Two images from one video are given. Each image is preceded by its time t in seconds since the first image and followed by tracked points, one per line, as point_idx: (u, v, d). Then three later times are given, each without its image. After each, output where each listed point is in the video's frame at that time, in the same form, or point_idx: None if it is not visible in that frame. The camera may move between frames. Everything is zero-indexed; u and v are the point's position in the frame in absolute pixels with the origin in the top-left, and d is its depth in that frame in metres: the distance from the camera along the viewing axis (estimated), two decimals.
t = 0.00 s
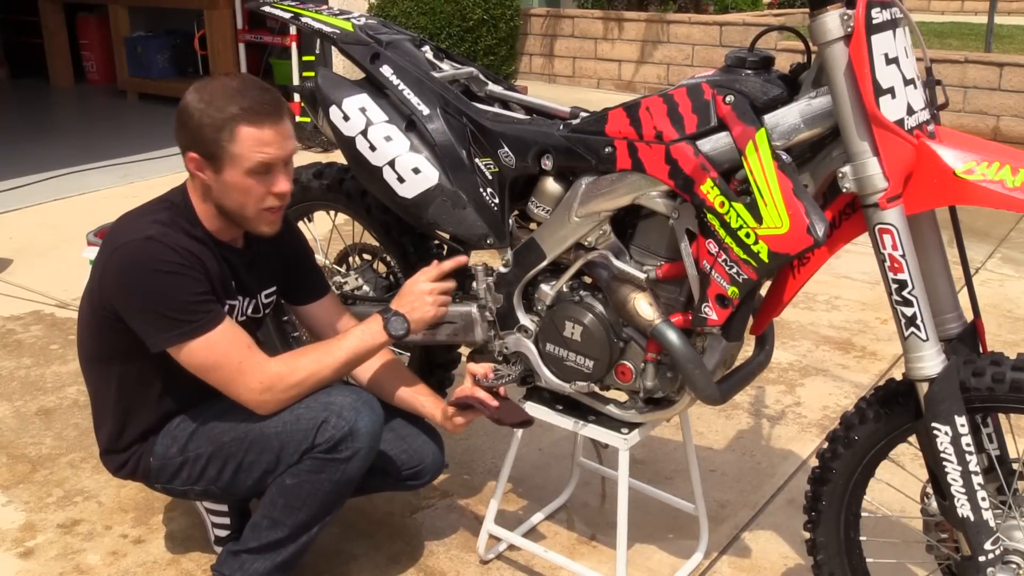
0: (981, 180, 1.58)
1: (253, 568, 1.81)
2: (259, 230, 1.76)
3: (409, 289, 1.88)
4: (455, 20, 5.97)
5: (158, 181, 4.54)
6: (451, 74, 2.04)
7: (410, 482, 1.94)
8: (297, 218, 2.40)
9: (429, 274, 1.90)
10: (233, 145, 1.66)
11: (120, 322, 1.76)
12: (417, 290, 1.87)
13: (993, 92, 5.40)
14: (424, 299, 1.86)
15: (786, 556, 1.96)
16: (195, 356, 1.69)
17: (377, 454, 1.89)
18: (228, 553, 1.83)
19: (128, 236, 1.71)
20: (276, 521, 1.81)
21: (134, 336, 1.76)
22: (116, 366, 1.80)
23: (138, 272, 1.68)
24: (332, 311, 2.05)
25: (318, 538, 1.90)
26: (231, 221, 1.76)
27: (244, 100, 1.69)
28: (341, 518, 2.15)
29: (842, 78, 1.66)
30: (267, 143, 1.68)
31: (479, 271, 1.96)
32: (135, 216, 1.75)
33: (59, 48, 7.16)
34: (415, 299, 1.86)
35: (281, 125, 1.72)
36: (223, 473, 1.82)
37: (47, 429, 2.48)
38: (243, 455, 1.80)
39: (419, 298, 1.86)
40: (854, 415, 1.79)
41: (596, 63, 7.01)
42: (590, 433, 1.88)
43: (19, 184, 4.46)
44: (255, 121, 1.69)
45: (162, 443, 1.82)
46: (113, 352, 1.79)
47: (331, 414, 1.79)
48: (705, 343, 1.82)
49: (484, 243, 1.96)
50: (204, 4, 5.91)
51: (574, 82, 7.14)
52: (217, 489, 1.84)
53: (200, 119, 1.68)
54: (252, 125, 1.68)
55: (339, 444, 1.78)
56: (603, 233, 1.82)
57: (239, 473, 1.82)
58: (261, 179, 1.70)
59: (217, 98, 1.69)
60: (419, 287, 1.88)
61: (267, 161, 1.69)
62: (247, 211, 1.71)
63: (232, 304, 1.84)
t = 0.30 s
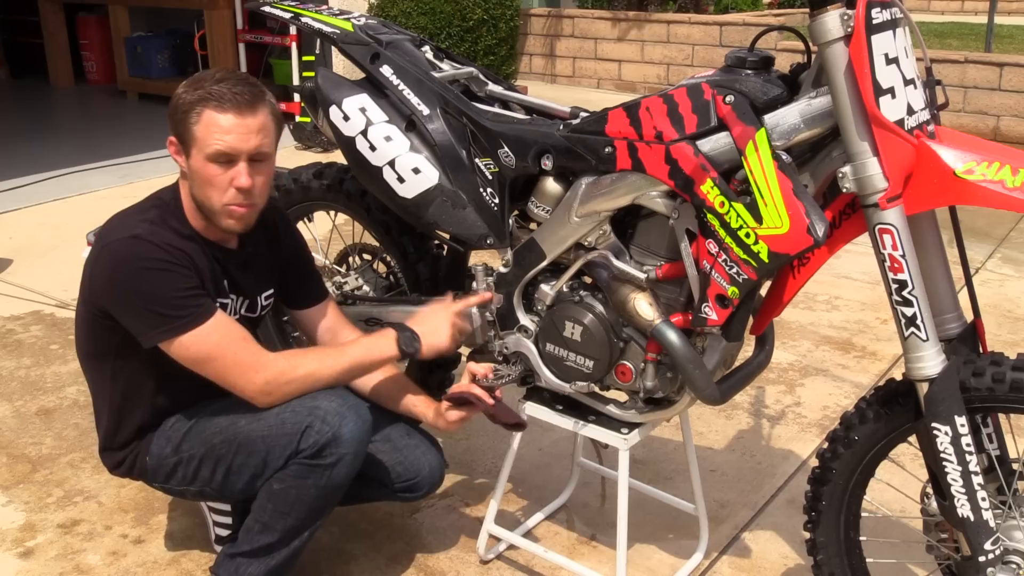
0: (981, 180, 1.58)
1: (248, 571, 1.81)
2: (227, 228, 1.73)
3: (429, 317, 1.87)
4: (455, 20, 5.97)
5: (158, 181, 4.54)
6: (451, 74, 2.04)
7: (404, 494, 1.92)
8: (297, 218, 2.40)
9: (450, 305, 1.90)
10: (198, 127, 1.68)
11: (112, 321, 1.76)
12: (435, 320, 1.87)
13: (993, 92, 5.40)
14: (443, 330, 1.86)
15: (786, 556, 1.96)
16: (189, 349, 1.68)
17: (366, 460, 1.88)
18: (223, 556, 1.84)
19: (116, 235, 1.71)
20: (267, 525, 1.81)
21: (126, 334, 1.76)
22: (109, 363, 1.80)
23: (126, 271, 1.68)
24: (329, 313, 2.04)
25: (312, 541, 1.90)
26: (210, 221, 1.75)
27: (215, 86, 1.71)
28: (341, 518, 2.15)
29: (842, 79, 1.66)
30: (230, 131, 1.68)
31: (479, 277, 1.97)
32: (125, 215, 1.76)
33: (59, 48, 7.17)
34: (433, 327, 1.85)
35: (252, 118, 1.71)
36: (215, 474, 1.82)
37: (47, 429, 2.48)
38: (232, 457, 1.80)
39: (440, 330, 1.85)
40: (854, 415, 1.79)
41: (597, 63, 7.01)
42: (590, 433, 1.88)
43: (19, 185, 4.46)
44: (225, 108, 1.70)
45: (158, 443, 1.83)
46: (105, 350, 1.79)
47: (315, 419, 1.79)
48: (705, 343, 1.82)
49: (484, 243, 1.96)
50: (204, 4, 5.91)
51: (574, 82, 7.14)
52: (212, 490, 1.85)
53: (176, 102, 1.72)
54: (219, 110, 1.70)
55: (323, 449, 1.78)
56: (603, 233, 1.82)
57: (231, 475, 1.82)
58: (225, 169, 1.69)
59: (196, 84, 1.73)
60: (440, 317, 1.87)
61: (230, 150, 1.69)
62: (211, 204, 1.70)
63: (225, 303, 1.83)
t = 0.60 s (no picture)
0: (981, 180, 1.58)
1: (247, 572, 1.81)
2: (223, 229, 1.73)
3: (429, 320, 1.89)
4: (455, 20, 5.96)
5: (158, 181, 4.54)
6: (452, 74, 2.04)
7: (405, 492, 1.91)
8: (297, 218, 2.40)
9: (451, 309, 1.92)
10: (194, 128, 1.69)
11: (109, 326, 1.76)
12: (436, 324, 1.88)
13: (993, 92, 5.40)
14: (444, 334, 1.87)
15: (786, 556, 1.96)
16: (187, 353, 1.69)
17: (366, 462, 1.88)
18: (223, 557, 1.84)
19: (111, 241, 1.71)
20: (266, 527, 1.81)
21: (123, 339, 1.76)
22: (107, 368, 1.80)
23: (122, 277, 1.68)
24: (325, 317, 2.04)
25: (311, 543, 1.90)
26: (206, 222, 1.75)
27: (210, 87, 1.71)
28: (341, 518, 2.15)
29: (842, 78, 1.66)
30: (225, 131, 1.69)
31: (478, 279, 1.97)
32: (122, 220, 1.76)
33: (59, 48, 7.16)
34: (434, 331, 1.87)
35: (249, 118, 1.72)
36: (216, 477, 1.82)
37: (47, 428, 2.48)
38: (232, 460, 1.80)
39: (441, 334, 1.87)
40: (854, 415, 1.79)
41: (597, 63, 7.01)
42: (590, 433, 1.88)
43: (19, 185, 4.46)
44: (222, 109, 1.70)
45: (158, 446, 1.83)
46: (103, 356, 1.79)
47: (314, 422, 1.79)
48: (705, 343, 1.83)
49: (484, 243, 1.96)
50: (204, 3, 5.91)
51: (574, 82, 7.14)
52: (213, 492, 1.85)
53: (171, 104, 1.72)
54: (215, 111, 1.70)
55: (322, 452, 1.78)
56: (603, 233, 1.82)
57: (231, 477, 1.82)
58: (221, 170, 1.70)
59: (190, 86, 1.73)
60: (440, 322, 1.89)
61: (226, 150, 1.69)
62: (207, 205, 1.71)
63: (221, 306, 1.83)
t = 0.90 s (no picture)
0: (981, 180, 1.58)
1: (248, 572, 1.81)
2: (244, 231, 1.75)
3: (430, 320, 1.89)
4: (455, 20, 5.97)
5: (159, 181, 4.54)
6: (451, 74, 2.04)
7: (407, 486, 1.91)
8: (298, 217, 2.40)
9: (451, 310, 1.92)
10: (232, 136, 1.68)
11: (109, 328, 1.76)
12: (437, 324, 1.89)
13: (992, 91, 5.40)
14: (445, 335, 1.88)
15: (786, 556, 1.96)
16: (191, 354, 1.69)
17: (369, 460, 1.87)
18: (223, 556, 1.84)
19: (113, 242, 1.71)
20: (268, 526, 1.81)
21: (123, 340, 1.76)
22: (107, 370, 1.80)
23: (124, 279, 1.67)
24: (323, 318, 2.03)
25: (312, 542, 1.90)
26: (222, 224, 1.76)
27: (241, 94, 1.71)
28: (341, 518, 2.15)
29: (842, 78, 1.66)
30: (263, 139, 1.70)
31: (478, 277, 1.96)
32: (122, 222, 1.76)
33: (60, 48, 7.16)
34: (435, 332, 1.87)
35: (279, 125, 1.74)
36: (218, 478, 1.82)
37: (47, 428, 2.48)
38: (235, 460, 1.80)
39: (443, 334, 1.88)
40: (854, 414, 1.79)
41: (597, 63, 7.01)
42: (590, 433, 1.88)
43: (19, 184, 4.46)
44: (256, 115, 1.71)
45: (158, 448, 1.82)
46: (103, 357, 1.79)
47: (319, 422, 1.79)
48: (705, 343, 1.83)
49: (484, 243, 1.96)
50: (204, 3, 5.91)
51: (573, 82, 7.14)
52: (215, 493, 1.85)
53: (198, 110, 1.69)
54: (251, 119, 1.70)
55: (327, 452, 1.78)
56: (603, 232, 1.81)
57: (233, 478, 1.82)
58: (254, 176, 1.71)
59: (216, 91, 1.71)
60: (441, 322, 1.89)
61: (262, 158, 1.70)
62: (235, 209, 1.71)
63: (220, 308, 1.83)
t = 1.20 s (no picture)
0: (981, 180, 1.58)
1: (248, 572, 1.81)
2: (240, 227, 1.74)
3: (428, 316, 1.89)
4: (455, 20, 5.97)
5: (158, 181, 4.54)
6: (451, 74, 2.04)
7: (407, 485, 1.91)
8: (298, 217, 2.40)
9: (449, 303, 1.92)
10: (224, 126, 1.69)
11: (108, 330, 1.76)
12: (434, 319, 1.89)
13: (992, 91, 5.40)
14: (443, 331, 1.88)
15: (786, 555, 1.96)
16: (190, 356, 1.69)
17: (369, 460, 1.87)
18: (224, 556, 1.84)
19: (111, 244, 1.71)
20: (268, 526, 1.81)
21: (123, 342, 1.76)
22: (106, 371, 1.80)
23: (122, 281, 1.68)
24: (323, 318, 2.04)
25: (312, 542, 1.90)
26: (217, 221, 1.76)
27: (233, 86, 1.72)
28: (341, 518, 2.15)
29: (842, 78, 1.66)
30: (255, 129, 1.70)
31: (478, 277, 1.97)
32: (121, 223, 1.76)
33: (60, 48, 7.17)
34: (433, 328, 1.87)
35: (272, 118, 1.74)
36: (218, 478, 1.82)
37: (47, 428, 2.48)
38: (235, 461, 1.80)
39: (440, 331, 1.87)
40: (854, 414, 1.79)
41: (597, 63, 7.01)
42: (590, 433, 1.88)
43: (19, 184, 4.46)
44: (248, 107, 1.71)
45: (158, 449, 1.82)
46: (103, 358, 1.79)
47: (319, 422, 1.79)
48: (705, 343, 1.83)
49: (483, 243, 1.96)
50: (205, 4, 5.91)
51: (573, 81, 7.14)
52: (215, 493, 1.85)
53: (191, 103, 1.71)
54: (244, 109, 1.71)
55: (327, 452, 1.78)
56: (604, 231, 1.81)
57: (233, 478, 1.82)
58: (246, 167, 1.71)
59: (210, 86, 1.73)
60: (438, 318, 1.89)
61: (254, 149, 1.70)
62: (228, 202, 1.71)
63: (220, 309, 1.83)
